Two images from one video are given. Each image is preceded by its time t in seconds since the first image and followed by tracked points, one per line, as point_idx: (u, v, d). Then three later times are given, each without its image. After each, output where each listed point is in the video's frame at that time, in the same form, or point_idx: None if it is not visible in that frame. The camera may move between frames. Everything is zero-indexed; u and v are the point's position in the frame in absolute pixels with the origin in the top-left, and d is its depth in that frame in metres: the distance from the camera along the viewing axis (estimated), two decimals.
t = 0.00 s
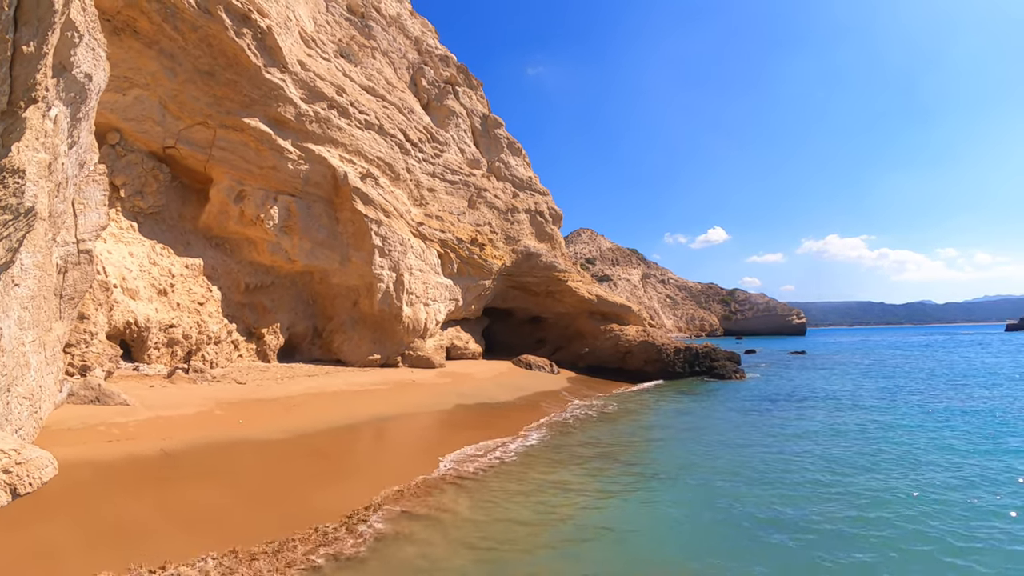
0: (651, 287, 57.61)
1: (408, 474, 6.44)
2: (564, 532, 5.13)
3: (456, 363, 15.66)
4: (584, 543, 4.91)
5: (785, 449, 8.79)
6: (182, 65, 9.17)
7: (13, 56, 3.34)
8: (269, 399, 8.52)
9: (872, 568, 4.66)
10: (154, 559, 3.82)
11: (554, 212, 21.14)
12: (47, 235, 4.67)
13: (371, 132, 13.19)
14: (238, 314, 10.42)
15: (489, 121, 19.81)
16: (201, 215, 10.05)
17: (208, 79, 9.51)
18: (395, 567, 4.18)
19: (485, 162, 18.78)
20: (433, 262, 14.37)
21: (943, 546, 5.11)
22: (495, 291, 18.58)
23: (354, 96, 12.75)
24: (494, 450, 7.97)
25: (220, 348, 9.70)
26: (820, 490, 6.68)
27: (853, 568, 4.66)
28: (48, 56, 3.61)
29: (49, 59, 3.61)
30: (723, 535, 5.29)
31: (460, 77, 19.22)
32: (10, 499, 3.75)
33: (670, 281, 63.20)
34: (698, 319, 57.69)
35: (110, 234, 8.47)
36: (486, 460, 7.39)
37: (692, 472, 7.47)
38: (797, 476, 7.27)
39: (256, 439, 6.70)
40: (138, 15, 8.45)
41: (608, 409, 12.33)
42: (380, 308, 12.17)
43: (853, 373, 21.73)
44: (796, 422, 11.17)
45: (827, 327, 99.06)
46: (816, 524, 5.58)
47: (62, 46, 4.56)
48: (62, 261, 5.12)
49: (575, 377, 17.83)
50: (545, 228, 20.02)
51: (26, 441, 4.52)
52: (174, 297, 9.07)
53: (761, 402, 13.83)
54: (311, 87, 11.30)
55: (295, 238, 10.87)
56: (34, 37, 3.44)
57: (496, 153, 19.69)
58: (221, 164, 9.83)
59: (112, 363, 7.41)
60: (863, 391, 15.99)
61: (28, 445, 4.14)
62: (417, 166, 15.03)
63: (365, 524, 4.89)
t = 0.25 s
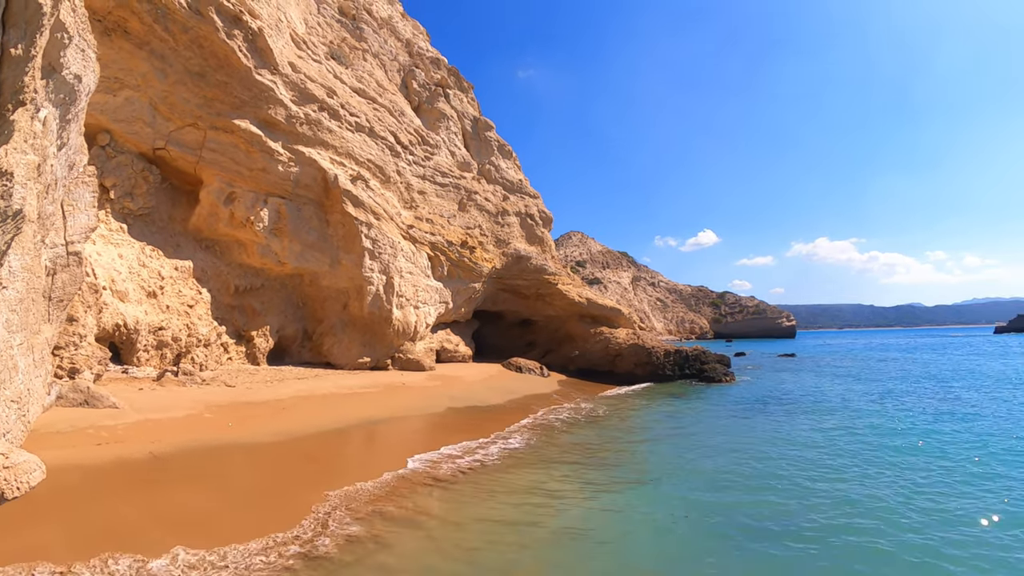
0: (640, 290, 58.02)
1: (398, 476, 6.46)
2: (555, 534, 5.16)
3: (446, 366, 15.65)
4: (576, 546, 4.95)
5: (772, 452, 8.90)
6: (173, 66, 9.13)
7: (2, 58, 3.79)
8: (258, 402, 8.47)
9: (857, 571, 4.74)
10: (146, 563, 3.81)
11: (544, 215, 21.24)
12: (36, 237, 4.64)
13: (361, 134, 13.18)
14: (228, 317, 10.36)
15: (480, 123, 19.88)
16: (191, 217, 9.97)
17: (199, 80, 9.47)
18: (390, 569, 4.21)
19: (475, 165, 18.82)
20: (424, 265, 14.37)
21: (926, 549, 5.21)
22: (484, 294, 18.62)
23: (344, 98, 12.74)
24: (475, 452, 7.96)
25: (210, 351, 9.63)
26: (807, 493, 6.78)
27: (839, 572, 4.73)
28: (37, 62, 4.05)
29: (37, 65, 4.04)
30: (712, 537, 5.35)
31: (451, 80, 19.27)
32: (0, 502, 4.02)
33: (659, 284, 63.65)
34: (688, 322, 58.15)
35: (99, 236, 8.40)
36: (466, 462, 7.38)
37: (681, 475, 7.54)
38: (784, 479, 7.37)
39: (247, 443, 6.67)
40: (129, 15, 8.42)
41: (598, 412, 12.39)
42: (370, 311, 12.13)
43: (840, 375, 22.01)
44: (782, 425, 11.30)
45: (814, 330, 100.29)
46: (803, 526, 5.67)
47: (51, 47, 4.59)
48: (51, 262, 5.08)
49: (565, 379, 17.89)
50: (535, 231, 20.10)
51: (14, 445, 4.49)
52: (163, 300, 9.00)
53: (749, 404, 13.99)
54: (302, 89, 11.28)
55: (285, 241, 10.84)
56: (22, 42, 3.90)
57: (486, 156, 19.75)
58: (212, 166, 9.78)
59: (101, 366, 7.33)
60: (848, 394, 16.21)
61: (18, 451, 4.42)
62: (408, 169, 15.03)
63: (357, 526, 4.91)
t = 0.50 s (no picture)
0: (630, 293, 58.39)
1: (387, 477, 6.50)
2: (545, 534, 5.21)
3: (435, 369, 15.66)
4: (566, 546, 5.00)
5: (759, 453, 9.02)
6: (163, 67, 9.09)
7: None
8: (246, 404, 8.42)
9: (839, 567, 4.83)
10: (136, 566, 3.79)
11: (534, 217, 21.33)
12: (23, 239, 4.61)
13: (351, 136, 13.18)
14: (217, 319, 10.30)
15: (470, 126, 19.94)
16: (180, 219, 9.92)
17: (188, 82, 9.42)
18: (380, 569, 4.22)
19: (465, 167, 18.87)
20: (413, 268, 14.37)
21: (906, 546, 5.33)
22: (474, 297, 18.67)
23: (334, 100, 12.74)
24: (455, 453, 7.98)
25: (199, 353, 9.57)
26: (792, 492, 6.90)
27: (821, 568, 4.83)
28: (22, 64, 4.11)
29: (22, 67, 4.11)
30: (700, 536, 5.43)
31: (441, 82, 19.32)
32: None
33: (649, 286, 64.12)
34: (677, 324, 58.61)
35: (88, 238, 8.36)
36: (443, 463, 7.39)
37: (670, 476, 7.63)
38: (771, 479, 7.48)
39: (237, 446, 6.65)
40: (119, 16, 8.37)
41: (587, 414, 12.47)
42: (360, 314, 12.10)
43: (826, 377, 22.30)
44: (768, 426, 11.47)
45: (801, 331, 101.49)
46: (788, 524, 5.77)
47: (39, 50, 4.56)
48: (38, 265, 5.05)
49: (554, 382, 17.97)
50: (524, 234, 20.18)
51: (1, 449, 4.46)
52: (152, 302, 8.93)
53: (736, 406, 14.16)
54: (292, 91, 11.26)
55: (275, 243, 10.81)
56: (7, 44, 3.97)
57: (476, 158, 19.81)
58: (201, 168, 9.74)
59: (89, 369, 7.28)
60: (834, 396, 16.45)
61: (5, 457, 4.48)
62: (397, 171, 15.04)
63: (348, 526, 4.94)
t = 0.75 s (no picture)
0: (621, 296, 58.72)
1: (381, 480, 6.50)
2: (536, 537, 5.25)
3: (425, 371, 15.65)
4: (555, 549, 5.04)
5: (746, 456, 9.13)
6: (154, 68, 9.06)
7: None
8: (236, 407, 8.37)
9: (823, 568, 4.93)
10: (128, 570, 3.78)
11: (524, 220, 21.41)
12: (12, 242, 4.57)
13: (342, 138, 13.17)
14: (207, 322, 10.24)
15: (461, 129, 19.99)
16: (170, 221, 9.86)
17: (179, 83, 9.38)
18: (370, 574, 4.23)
19: (455, 170, 18.91)
20: (403, 270, 14.36)
21: (888, 548, 5.43)
22: (464, 299, 18.71)
23: (325, 102, 12.73)
24: (438, 456, 8.01)
25: (188, 356, 9.50)
26: (779, 495, 7.00)
27: (806, 570, 4.92)
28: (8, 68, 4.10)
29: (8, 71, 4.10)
30: (687, 538, 5.50)
31: (432, 85, 19.36)
32: None
33: (639, 289, 64.50)
34: (667, 327, 59.01)
35: (78, 239, 8.30)
36: (429, 466, 7.39)
37: (659, 479, 7.70)
38: (758, 482, 7.58)
39: (227, 450, 6.62)
40: (110, 17, 8.33)
41: (578, 418, 12.52)
42: (350, 316, 12.06)
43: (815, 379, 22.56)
44: (756, 429, 11.60)
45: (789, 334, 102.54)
46: (773, 526, 5.86)
47: (28, 51, 4.56)
48: (27, 267, 5.02)
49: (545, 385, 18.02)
50: (515, 236, 20.25)
51: None
52: (142, 304, 8.86)
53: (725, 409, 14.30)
54: (283, 93, 11.24)
55: (265, 245, 10.76)
56: None
57: (467, 161, 19.86)
58: (191, 170, 9.70)
59: (78, 371, 7.25)
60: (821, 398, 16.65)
61: None
62: (388, 173, 15.05)
63: (341, 529, 4.95)
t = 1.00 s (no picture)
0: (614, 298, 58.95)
1: (375, 483, 6.49)
2: (528, 540, 5.26)
3: (418, 374, 15.63)
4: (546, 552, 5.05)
5: (737, 458, 9.20)
6: (147, 69, 9.04)
7: None
8: (227, 410, 8.32)
9: (812, 569, 4.98)
10: (122, 572, 3.76)
11: (517, 223, 21.47)
12: (3, 242, 4.55)
13: (335, 141, 13.16)
14: (199, 324, 10.19)
15: (454, 131, 20.04)
16: (163, 223, 9.81)
17: (172, 84, 9.35)
18: None
19: (448, 172, 18.94)
20: (396, 273, 14.34)
21: (876, 550, 5.49)
22: (456, 302, 18.72)
23: (318, 104, 12.73)
24: (426, 457, 8.02)
25: (180, 358, 9.44)
26: (769, 497, 7.05)
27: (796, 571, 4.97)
28: None
29: None
30: (678, 541, 5.54)
31: (425, 87, 19.40)
32: None
33: (632, 292, 64.79)
34: (660, 329, 59.28)
35: (70, 240, 8.25)
36: (423, 468, 7.38)
37: (651, 482, 7.73)
38: (748, 484, 7.64)
39: (219, 453, 6.59)
40: (104, 17, 8.31)
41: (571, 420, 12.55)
42: (342, 319, 12.01)
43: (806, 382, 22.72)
44: (747, 432, 11.68)
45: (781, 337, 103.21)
46: (763, 528, 5.92)
47: (20, 51, 4.57)
48: (19, 268, 4.99)
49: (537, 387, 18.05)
50: (508, 239, 20.30)
51: None
52: (134, 306, 8.80)
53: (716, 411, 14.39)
54: (276, 95, 11.24)
55: (257, 247, 10.73)
56: None
57: (460, 164, 19.90)
58: (184, 171, 9.66)
59: (70, 373, 7.23)
60: (812, 401, 16.78)
61: None
62: (381, 176, 15.05)
63: (336, 531, 4.94)
